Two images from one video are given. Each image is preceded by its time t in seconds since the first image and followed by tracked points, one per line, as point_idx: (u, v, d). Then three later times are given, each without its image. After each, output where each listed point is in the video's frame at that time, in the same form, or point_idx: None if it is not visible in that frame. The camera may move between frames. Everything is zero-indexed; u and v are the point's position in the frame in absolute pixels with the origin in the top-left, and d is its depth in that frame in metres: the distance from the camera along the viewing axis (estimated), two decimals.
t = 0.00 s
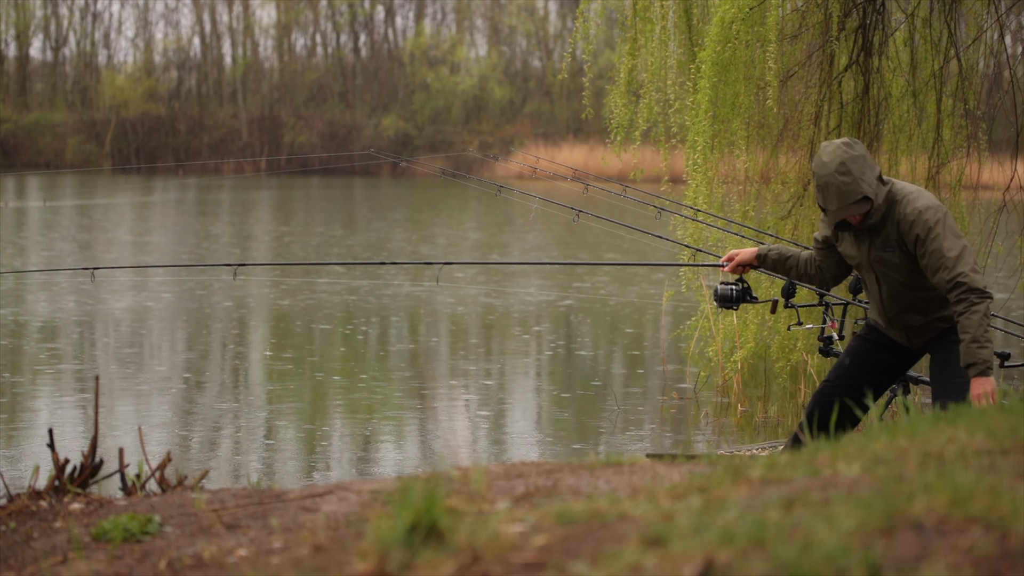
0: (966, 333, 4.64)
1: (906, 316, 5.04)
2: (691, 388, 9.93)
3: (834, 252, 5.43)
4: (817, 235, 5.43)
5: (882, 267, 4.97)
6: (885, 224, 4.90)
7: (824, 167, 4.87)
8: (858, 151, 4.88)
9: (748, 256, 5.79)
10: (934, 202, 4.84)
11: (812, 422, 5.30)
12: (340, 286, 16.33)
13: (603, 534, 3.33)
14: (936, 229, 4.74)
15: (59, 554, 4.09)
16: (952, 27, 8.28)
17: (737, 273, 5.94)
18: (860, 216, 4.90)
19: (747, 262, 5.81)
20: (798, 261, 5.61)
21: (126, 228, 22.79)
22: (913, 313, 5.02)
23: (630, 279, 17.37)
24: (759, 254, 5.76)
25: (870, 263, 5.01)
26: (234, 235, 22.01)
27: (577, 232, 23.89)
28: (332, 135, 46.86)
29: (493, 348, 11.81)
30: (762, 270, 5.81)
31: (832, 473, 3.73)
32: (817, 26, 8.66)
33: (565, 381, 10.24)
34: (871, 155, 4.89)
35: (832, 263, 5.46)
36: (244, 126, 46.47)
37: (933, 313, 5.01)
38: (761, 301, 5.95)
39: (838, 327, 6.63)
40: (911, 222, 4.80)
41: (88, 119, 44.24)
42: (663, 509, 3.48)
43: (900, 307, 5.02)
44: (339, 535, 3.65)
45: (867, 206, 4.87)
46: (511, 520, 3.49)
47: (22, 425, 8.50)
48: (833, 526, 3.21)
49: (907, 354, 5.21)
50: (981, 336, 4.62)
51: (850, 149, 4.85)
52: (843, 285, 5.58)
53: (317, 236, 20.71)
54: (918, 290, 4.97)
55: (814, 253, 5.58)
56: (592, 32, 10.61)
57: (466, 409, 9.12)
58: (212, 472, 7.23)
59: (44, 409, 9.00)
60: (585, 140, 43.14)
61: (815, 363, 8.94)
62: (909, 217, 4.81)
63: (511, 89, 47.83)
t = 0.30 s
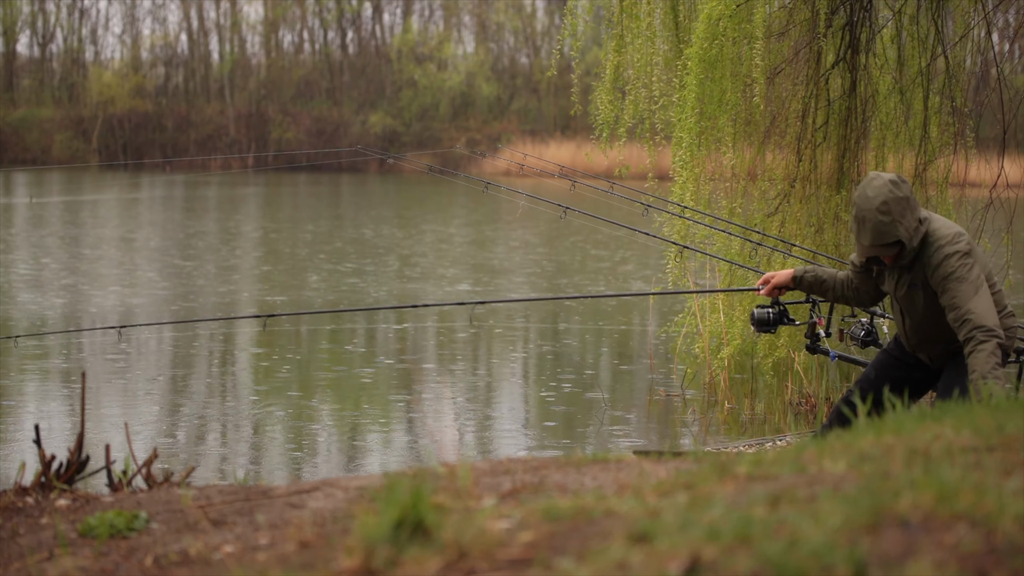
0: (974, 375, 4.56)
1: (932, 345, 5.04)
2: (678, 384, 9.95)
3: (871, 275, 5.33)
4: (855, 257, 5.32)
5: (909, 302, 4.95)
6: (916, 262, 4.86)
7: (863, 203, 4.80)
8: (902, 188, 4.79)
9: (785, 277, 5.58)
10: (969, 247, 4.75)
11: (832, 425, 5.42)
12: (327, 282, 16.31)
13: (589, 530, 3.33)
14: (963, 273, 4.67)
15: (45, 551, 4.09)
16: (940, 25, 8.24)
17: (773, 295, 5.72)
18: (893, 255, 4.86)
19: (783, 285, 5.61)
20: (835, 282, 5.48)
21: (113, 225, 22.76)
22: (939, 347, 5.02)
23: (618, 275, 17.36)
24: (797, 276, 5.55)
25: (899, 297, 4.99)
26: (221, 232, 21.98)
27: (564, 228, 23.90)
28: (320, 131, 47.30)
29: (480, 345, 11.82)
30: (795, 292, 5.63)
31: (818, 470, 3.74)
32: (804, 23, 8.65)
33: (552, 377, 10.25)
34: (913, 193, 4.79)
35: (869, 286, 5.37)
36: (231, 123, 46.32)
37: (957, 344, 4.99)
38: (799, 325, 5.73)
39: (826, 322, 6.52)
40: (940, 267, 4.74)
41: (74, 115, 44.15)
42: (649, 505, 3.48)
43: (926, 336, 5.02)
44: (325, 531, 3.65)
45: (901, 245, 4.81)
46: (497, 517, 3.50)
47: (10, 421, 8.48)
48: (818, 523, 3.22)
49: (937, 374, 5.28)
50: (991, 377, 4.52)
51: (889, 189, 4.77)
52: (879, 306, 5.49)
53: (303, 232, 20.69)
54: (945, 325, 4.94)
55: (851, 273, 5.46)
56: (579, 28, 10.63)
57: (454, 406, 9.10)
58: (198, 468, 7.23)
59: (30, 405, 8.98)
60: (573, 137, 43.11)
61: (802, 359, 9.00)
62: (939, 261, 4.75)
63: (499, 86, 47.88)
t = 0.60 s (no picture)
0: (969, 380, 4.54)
1: (930, 350, 5.03)
2: (673, 382, 9.95)
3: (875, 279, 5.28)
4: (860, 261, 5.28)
5: (909, 308, 4.93)
6: (916, 267, 4.83)
7: (861, 204, 4.78)
8: (903, 191, 4.75)
9: (789, 285, 5.59)
10: (970, 256, 4.71)
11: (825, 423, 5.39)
12: (322, 280, 16.28)
13: (583, 528, 3.33)
14: (961, 279, 4.64)
15: (39, 548, 4.09)
16: (935, 23, 8.25)
17: (777, 303, 5.73)
18: (892, 258, 4.84)
19: (787, 291, 5.60)
20: (838, 289, 5.44)
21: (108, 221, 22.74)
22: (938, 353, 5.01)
23: (613, 273, 17.34)
24: (800, 282, 5.55)
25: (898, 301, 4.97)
26: (216, 229, 21.95)
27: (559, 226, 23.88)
28: (315, 129, 47.23)
29: (474, 342, 11.81)
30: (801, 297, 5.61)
31: (813, 467, 3.74)
32: (799, 20, 8.64)
33: (547, 374, 10.25)
34: (915, 197, 4.76)
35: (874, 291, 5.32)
36: (226, 120, 46.28)
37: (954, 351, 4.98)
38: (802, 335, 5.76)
39: (821, 320, 6.42)
40: (938, 274, 4.71)
41: (69, 113, 44.10)
42: (645, 502, 3.48)
43: (926, 340, 5.00)
44: (320, 528, 3.65)
45: (898, 248, 4.79)
46: (492, 514, 3.50)
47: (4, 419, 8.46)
48: (813, 519, 3.22)
49: (932, 380, 5.26)
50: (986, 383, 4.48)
51: (889, 191, 4.74)
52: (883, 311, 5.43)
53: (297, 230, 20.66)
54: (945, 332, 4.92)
55: (855, 278, 5.42)
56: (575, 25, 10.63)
57: (448, 404, 9.08)
58: (192, 466, 7.22)
59: (24, 403, 8.96)
60: (568, 134, 43.06)
61: (797, 357, 9.02)
62: (938, 267, 4.72)
63: (493, 83, 47.89)
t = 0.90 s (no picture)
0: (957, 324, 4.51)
1: (907, 325, 5.04)
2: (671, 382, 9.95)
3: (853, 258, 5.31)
4: (837, 238, 5.31)
5: (885, 275, 4.96)
6: (888, 231, 4.90)
7: (824, 166, 4.90)
8: (867, 152, 4.86)
9: (764, 264, 5.50)
10: (941, 216, 4.78)
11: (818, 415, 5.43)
12: (319, 279, 16.28)
13: (580, 528, 3.34)
14: (935, 233, 4.70)
15: (37, 547, 4.10)
16: (933, 23, 8.24)
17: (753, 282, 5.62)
18: (860, 222, 4.92)
19: (762, 270, 5.53)
20: (814, 268, 5.43)
21: (106, 221, 22.73)
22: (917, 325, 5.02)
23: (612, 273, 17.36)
24: (776, 261, 5.51)
25: (876, 271, 5.01)
26: (214, 228, 21.94)
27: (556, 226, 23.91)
28: (313, 128, 47.36)
29: (472, 342, 11.82)
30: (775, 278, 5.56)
31: (810, 466, 3.74)
32: (797, 21, 8.64)
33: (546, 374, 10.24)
34: (880, 158, 4.86)
35: (851, 269, 5.34)
36: (224, 120, 46.23)
37: (934, 323, 4.99)
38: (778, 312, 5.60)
39: (819, 320, 6.60)
40: (910, 231, 4.78)
41: (67, 112, 44.06)
42: (642, 502, 3.48)
43: (902, 313, 5.02)
44: (317, 528, 3.65)
45: (866, 209, 4.87)
46: (489, 513, 3.50)
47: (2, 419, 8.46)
48: (811, 519, 3.21)
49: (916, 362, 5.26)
50: (975, 322, 4.45)
51: (852, 151, 4.85)
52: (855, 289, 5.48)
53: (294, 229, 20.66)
54: (923, 302, 4.95)
55: (830, 258, 5.42)
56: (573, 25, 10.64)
57: (446, 403, 9.08)
58: (189, 466, 7.21)
59: (22, 402, 8.96)
60: (565, 134, 43.08)
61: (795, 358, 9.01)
62: (910, 224, 4.78)
63: (491, 83, 47.99)
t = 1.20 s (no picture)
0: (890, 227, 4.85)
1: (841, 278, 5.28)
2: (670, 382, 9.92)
3: (790, 228, 5.59)
4: (773, 206, 5.60)
5: (818, 223, 5.26)
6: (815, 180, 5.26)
7: (753, 117, 5.31)
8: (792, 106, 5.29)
9: (703, 229, 5.72)
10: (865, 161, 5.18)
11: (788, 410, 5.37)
12: (319, 280, 16.28)
13: (580, 529, 3.33)
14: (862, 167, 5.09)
15: (36, 548, 4.11)
16: (932, 24, 8.31)
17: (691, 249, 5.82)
18: (787, 171, 5.28)
19: (700, 236, 5.76)
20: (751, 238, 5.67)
21: (105, 222, 22.72)
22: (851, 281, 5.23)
23: (612, 274, 17.36)
24: (714, 228, 5.74)
25: (807, 223, 5.32)
26: (213, 229, 21.94)
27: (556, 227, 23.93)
28: (311, 129, 47.42)
29: (471, 343, 11.81)
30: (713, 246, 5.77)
31: (810, 467, 3.74)
32: (797, 21, 8.71)
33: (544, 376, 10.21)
34: (806, 110, 5.28)
35: (787, 238, 5.61)
36: (223, 121, 46.17)
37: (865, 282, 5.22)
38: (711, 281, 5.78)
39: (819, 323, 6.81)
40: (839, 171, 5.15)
41: (66, 113, 44.08)
42: (641, 503, 3.48)
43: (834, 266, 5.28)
44: (317, 529, 3.65)
45: (793, 157, 5.24)
46: (488, 515, 3.50)
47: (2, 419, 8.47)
48: (810, 520, 3.21)
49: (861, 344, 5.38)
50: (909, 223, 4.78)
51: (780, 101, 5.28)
52: (790, 264, 5.73)
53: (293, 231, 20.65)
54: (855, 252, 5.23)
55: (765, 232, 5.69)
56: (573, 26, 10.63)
57: (445, 405, 9.07)
58: (189, 467, 7.21)
59: (21, 403, 8.95)
60: (564, 135, 43.08)
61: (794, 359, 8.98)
62: (836, 165, 5.17)
63: (491, 84, 48.06)
